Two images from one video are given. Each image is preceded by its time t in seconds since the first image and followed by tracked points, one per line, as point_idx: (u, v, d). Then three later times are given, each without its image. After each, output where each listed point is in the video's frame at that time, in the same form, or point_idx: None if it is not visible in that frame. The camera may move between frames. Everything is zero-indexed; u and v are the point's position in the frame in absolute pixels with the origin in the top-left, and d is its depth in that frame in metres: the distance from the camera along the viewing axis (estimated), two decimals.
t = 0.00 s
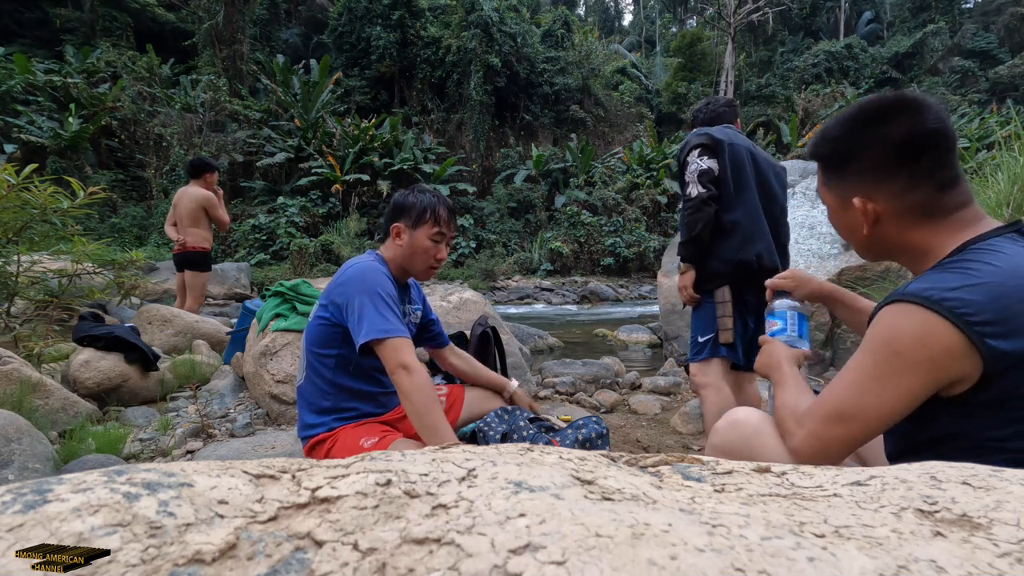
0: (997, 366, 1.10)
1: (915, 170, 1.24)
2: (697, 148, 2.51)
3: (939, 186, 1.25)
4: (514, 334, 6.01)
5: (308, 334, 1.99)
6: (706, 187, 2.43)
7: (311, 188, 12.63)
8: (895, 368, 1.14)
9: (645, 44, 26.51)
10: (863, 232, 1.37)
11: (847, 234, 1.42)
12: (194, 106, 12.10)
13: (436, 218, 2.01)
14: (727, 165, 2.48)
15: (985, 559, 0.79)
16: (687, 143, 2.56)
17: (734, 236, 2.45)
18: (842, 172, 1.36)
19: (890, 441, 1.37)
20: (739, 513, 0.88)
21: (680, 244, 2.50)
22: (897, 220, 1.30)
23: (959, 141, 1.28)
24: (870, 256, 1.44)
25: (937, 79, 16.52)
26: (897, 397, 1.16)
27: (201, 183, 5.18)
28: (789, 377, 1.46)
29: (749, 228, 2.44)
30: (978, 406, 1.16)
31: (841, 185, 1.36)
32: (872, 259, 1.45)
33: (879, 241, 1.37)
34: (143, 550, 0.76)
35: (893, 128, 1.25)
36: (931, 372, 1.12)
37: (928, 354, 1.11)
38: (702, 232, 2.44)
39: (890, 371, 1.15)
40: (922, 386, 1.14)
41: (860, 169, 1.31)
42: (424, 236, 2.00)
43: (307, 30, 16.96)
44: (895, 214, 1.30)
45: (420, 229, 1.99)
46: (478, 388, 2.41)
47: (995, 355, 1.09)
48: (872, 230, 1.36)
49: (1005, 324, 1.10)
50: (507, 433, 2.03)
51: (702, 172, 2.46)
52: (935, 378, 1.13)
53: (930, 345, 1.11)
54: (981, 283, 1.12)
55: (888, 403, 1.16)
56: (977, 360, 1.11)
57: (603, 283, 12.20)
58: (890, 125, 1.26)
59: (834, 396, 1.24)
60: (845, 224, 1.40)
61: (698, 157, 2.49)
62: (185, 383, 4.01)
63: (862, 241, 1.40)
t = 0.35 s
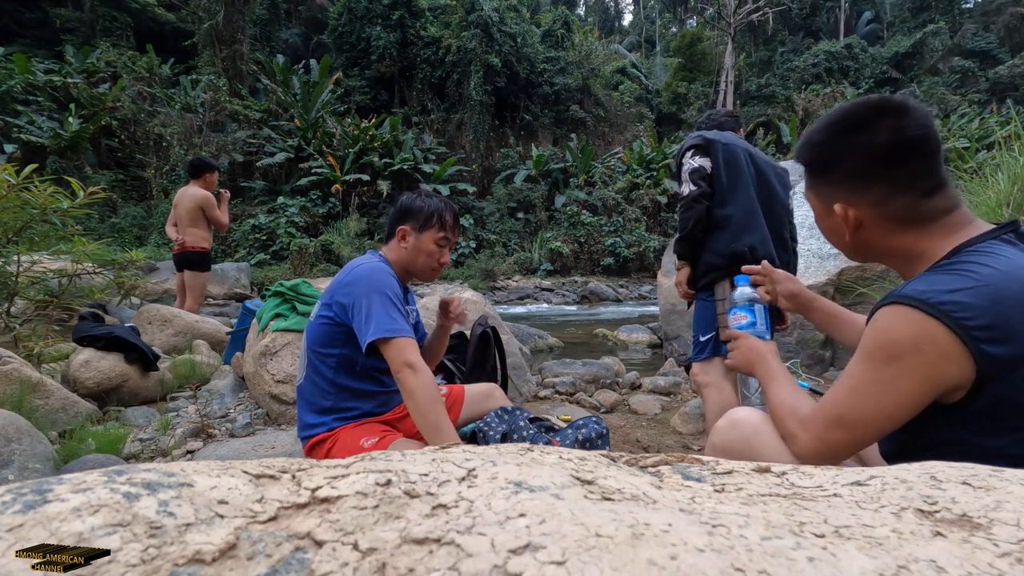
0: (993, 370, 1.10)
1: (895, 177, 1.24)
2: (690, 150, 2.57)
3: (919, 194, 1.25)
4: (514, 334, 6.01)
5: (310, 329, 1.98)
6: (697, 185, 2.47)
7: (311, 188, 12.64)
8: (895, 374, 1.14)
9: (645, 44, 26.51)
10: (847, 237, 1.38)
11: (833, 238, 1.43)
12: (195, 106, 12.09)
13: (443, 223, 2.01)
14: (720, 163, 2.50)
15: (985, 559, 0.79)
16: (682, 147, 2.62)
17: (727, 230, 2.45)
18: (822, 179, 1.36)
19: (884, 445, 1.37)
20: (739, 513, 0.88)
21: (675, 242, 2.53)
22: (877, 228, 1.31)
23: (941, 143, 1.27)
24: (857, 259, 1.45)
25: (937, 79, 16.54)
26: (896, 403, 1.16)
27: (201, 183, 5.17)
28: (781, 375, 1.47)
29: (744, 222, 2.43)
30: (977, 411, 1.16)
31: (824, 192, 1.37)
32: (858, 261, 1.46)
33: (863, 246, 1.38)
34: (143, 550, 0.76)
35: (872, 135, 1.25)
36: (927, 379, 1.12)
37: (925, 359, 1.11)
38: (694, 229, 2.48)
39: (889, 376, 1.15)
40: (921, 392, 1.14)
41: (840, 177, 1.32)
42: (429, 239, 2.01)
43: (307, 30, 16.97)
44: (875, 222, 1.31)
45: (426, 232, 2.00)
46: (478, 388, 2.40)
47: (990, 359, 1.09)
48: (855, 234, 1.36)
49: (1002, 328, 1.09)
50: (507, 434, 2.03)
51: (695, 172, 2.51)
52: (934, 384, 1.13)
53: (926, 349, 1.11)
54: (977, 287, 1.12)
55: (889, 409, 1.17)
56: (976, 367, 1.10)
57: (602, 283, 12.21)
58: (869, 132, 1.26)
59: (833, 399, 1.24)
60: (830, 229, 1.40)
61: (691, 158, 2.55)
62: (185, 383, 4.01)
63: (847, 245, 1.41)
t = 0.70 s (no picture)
0: (1001, 375, 1.10)
1: (879, 182, 1.25)
2: (695, 151, 2.52)
3: (906, 197, 1.25)
4: (514, 334, 6.01)
5: (307, 330, 1.98)
6: (703, 191, 2.45)
7: (311, 188, 12.64)
8: (896, 378, 1.14)
9: (645, 44, 26.52)
10: (836, 245, 1.37)
11: (822, 247, 1.42)
12: (194, 106, 12.08)
13: (442, 225, 2.01)
14: (726, 166, 2.47)
15: (984, 559, 0.80)
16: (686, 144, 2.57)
17: (732, 237, 2.45)
18: (808, 188, 1.36)
19: (885, 446, 1.38)
20: (739, 513, 0.88)
21: (677, 248, 2.51)
22: (865, 234, 1.31)
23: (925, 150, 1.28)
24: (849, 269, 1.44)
25: (937, 78, 16.54)
26: (898, 409, 1.16)
27: (201, 183, 5.17)
28: (770, 372, 1.48)
29: (749, 230, 2.44)
30: (976, 416, 1.16)
31: (810, 200, 1.37)
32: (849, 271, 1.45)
33: (852, 254, 1.37)
34: (143, 549, 0.76)
35: (855, 142, 1.26)
36: (928, 384, 1.12)
37: (926, 362, 1.11)
38: (700, 237, 2.46)
39: (890, 381, 1.15)
40: (922, 397, 1.14)
41: (824, 185, 1.32)
42: (425, 240, 2.01)
43: (307, 30, 16.96)
44: (862, 229, 1.30)
45: (425, 234, 2.00)
46: (477, 388, 2.40)
47: (996, 362, 1.09)
48: (844, 242, 1.35)
49: (1008, 332, 1.09)
50: (507, 433, 2.04)
51: (701, 175, 2.48)
52: (934, 391, 1.13)
53: (925, 354, 1.11)
54: (984, 292, 1.11)
55: (890, 413, 1.17)
56: (983, 372, 1.10)
57: (603, 283, 12.21)
58: (851, 140, 1.27)
59: (833, 402, 1.24)
60: (818, 238, 1.40)
61: (697, 160, 2.51)
62: (185, 383, 4.01)
63: (836, 254, 1.40)
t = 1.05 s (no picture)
0: (1008, 376, 1.09)
1: (874, 181, 1.25)
2: (711, 149, 2.48)
3: (903, 193, 1.25)
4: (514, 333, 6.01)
5: (307, 331, 1.98)
6: (721, 193, 2.42)
7: (311, 188, 12.64)
8: (898, 381, 1.14)
9: (645, 44, 26.53)
10: (835, 244, 1.37)
11: (822, 247, 1.42)
12: (194, 106, 12.07)
13: (445, 227, 2.01)
14: (741, 169, 2.46)
15: (984, 559, 0.80)
16: (700, 141, 2.53)
17: (744, 241, 2.45)
18: (805, 187, 1.37)
19: (884, 447, 1.38)
20: (738, 513, 0.88)
21: (690, 248, 2.47)
22: (863, 232, 1.31)
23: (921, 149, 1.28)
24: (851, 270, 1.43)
25: (937, 79, 16.53)
26: (902, 411, 1.16)
27: (201, 183, 5.17)
28: (774, 372, 1.47)
29: (761, 235, 2.44)
30: (978, 417, 1.16)
31: (808, 200, 1.37)
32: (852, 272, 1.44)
33: (853, 253, 1.36)
34: (143, 549, 0.76)
35: (850, 140, 1.28)
36: (932, 386, 1.12)
37: (930, 364, 1.11)
38: (715, 238, 2.44)
39: (893, 382, 1.15)
40: (925, 399, 1.14)
41: (821, 184, 1.33)
42: (427, 241, 2.00)
43: (307, 30, 16.96)
44: (861, 227, 1.30)
45: (428, 236, 2.00)
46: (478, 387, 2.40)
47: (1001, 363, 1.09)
48: (844, 241, 1.35)
49: (1013, 332, 1.09)
50: (507, 434, 2.04)
51: (716, 175, 2.45)
52: (937, 391, 1.13)
53: (928, 356, 1.11)
54: (987, 293, 1.11)
55: (892, 415, 1.17)
56: (990, 373, 1.10)
57: (603, 283, 12.21)
58: (846, 141, 1.28)
59: (834, 404, 1.24)
60: (818, 238, 1.40)
61: (712, 158, 2.47)
62: (185, 383, 4.01)
63: (837, 255, 1.40)
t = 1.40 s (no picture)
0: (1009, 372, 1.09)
1: (878, 177, 1.25)
2: (739, 152, 2.47)
3: (907, 191, 1.25)
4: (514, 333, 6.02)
5: (310, 331, 1.99)
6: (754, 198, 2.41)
7: (311, 188, 12.64)
8: (899, 380, 1.14)
9: (645, 44, 26.53)
10: (839, 240, 1.37)
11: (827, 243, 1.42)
12: (194, 106, 12.07)
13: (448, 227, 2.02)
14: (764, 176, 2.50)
15: (984, 559, 0.80)
16: (726, 141, 2.50)
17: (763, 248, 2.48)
18: (811, 181, 1.36)
19: (884, 447, 1.38)
20: (738, 513, 0.88)
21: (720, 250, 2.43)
22: (867, 228, 1.31)
23: (929, 146, 1.28)
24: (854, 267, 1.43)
25: (937, 79, 16.52)
26: (902, 410, 1.16)
27: (200, 182, 5.16)
28: (770, 370, 1.47)
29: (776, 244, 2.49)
30: (978, 414, 1.16)
31: (814, 195, 1.37)
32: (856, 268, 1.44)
33: (857, 249, 1.36)
34: (143, 549, 0.76)
35: (856, 136, 1.27)
36: (932, 385, 1.12)
37: (931, 363, 1.11)
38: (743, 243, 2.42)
39: (893, 381, 1.15)
40: (924, 398, 1.14)
41: (827, 178, 1.32)
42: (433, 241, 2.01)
43: (307, 30, 16.97)
44: (864, 224, 1.30)
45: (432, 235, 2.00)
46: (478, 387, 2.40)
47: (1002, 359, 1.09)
48: (846, 237, 1.35)
49: (1015, 328, 1.09)
50: (507, 433, 2.04)
51: (744, 178, 2.44)
52: (938, 389, 1.13)
53: (929, 355, 1.11)
54: (989, 289, 1.11)
55: (893, 415, 1.17)
56: (992, 368, 1.10)
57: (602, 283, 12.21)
58: (853, 135, 1.28)
59: (835, 402, 1.24)
60: (823, 233, 1.40)
61: (741, 161, 2.45)
62: (185, 383, 4.01)
63: (841, 250, 1.39)
